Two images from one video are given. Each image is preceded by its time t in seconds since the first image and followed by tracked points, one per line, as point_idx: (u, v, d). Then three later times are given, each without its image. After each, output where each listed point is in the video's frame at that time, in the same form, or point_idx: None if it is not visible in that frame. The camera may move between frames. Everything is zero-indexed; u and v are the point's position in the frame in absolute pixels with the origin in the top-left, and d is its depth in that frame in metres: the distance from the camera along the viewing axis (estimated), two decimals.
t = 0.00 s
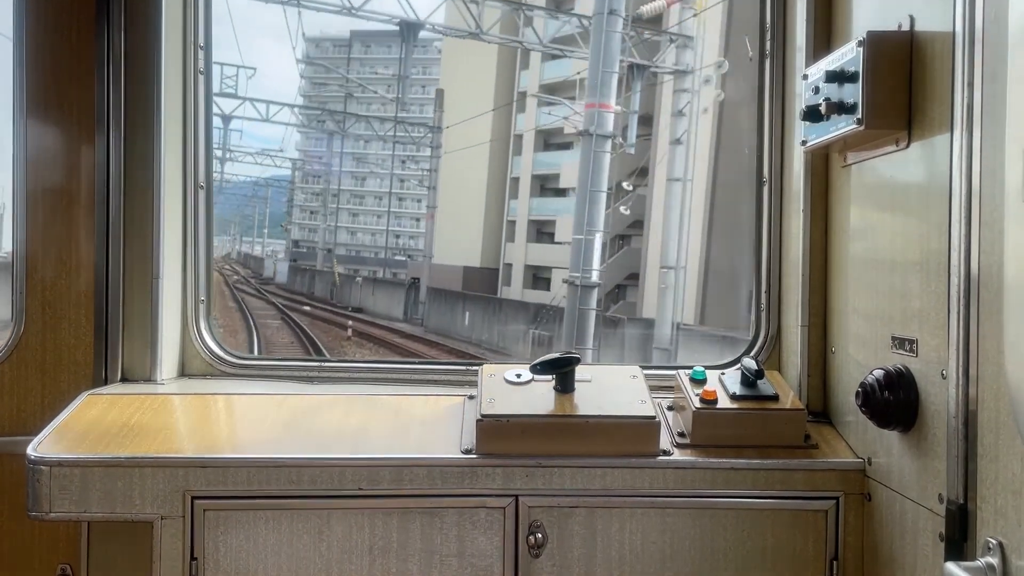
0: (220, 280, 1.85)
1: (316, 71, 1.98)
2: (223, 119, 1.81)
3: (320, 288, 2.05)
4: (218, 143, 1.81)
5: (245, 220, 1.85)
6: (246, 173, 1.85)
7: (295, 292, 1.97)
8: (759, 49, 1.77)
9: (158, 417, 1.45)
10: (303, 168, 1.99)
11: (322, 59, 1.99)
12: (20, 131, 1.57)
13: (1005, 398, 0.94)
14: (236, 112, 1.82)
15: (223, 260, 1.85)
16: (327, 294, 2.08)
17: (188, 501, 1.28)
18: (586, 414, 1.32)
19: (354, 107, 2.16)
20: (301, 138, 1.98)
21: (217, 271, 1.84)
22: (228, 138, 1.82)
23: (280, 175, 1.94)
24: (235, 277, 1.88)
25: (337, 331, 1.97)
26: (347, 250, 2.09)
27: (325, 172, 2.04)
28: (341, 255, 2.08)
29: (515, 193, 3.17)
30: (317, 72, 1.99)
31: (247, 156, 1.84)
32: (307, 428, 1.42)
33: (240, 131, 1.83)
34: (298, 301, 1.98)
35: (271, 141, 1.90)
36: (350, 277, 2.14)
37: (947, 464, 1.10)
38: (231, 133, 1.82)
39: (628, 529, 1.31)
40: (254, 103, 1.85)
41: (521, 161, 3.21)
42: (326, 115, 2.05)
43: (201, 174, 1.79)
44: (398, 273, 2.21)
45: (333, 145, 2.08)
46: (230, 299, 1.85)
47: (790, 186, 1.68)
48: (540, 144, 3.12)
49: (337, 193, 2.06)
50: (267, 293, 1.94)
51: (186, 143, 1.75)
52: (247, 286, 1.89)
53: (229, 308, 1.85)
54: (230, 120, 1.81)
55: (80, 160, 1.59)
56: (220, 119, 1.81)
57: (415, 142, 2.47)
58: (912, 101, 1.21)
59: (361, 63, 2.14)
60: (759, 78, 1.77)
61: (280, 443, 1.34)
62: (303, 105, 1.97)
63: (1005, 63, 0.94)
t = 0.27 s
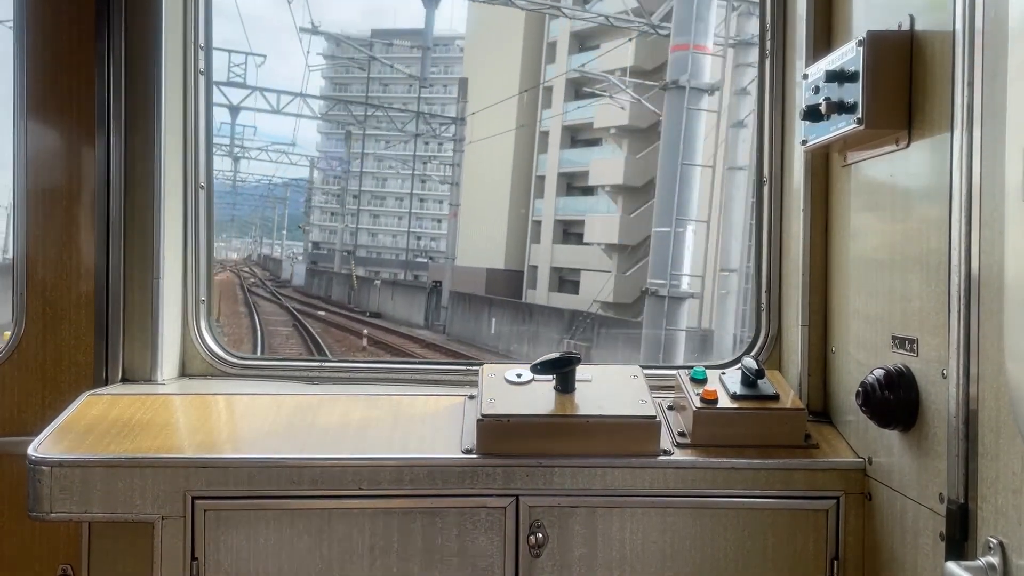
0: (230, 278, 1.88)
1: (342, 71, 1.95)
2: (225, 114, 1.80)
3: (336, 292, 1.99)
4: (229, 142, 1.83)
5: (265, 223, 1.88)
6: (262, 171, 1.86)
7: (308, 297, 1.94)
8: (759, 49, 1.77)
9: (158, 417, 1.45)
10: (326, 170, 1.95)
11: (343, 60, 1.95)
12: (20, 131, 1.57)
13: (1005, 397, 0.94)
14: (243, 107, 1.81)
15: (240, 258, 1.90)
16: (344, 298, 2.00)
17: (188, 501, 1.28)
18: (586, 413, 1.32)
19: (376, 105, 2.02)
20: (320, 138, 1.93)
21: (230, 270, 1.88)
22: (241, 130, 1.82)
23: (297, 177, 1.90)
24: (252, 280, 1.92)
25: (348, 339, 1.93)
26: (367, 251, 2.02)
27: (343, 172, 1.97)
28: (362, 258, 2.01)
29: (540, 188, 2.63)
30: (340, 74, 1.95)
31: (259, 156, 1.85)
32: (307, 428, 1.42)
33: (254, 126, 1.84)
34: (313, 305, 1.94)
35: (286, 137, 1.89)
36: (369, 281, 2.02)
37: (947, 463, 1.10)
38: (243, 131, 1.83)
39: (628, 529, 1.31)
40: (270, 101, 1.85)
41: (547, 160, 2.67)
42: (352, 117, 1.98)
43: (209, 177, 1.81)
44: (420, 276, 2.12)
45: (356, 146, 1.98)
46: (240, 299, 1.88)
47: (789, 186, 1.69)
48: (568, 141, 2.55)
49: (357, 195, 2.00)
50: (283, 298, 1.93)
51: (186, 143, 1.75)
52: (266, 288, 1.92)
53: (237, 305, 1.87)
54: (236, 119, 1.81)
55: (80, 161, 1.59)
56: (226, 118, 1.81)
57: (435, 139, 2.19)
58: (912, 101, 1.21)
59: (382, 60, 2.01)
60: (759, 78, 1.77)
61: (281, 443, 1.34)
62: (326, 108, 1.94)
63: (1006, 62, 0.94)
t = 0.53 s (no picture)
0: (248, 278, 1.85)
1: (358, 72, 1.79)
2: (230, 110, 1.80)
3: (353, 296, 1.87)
4: (239, 142, 1.81)
5: (285, 225, 1.81)
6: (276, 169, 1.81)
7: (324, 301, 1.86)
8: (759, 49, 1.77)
9: (158, 416, 1.45)
10: (348, 168, 1.82)
11: (364, 59, 1.79)
12: (20, 130, 1.57)
13: (1006, 398, 0.94)
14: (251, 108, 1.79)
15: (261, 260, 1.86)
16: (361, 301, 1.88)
17: (188, 500, 1.28)
18: (586, 413, 1.32)
19: (397, 99, 1.81)
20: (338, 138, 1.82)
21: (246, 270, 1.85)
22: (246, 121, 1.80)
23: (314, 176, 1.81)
24: (268, 283, 1.84)
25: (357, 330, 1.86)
26: (388, 254, 1.84)
27: (360, 172, 1.82)
28: (381, 261, 1.84)
29: (566, 186, 2.18)
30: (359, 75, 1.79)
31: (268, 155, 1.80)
32: (307, 427, 1.42)
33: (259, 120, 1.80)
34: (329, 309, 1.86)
35: (298, 136, 1.80)
36: (387, 284, 1.88)
37: (947, 464, 1.10)
38: (251, 131, 1.80)
39: (628, 529, 1.31)
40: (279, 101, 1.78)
41: (573, 156, 2.14)
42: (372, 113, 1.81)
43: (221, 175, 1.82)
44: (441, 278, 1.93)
45: (375, 145, 1.83)
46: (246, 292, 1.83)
47: (790, 186, 1.68)
48: (593, 136, 2.09)
49: (380, 197, 1.83)
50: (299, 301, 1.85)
51: (186, 141, 1.75)
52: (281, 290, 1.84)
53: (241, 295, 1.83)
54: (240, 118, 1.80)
55: (80, 160, 1.59)
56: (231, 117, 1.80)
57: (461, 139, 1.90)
58: (913, 101, 1.21)
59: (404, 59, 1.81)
60: (759, 78, 1.77)
61: (280, 442, 1.35)
62: (344, 105, 1.81)
63: (1006, 63, 0.94)
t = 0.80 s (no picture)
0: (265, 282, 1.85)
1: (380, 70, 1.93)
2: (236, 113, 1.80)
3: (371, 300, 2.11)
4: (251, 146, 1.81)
5: (306, 226, 1.85)
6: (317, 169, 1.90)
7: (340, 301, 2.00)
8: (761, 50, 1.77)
9: (159, 416, 1.45)
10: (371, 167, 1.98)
11: (384, 58, 1.92)
12: (21, 129, 1.57)
13: (1007, 399, 0.94)
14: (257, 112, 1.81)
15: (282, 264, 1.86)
16: (380, 305, 2.12)
17: (188, 499, 1.28)
18: (586, 413, 1.32)
19: (417, 100, 2.05)
20: (360, 139, 1.94)
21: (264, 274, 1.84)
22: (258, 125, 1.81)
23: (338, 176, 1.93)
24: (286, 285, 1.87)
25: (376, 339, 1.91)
26: (408, 255, 2.08)
27: (378, 173, 2.00)
28: (401, 262, 2.07)
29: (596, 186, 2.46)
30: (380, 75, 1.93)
31: (290, 159, 1.86)
32: (307, 427, 1.42)
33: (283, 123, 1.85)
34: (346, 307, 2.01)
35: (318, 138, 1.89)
36: (404, 290, 2.15)
37: (947, 465, 1.10)
38: (264, 134, 1.82)
39: (629, 530, 1.31)
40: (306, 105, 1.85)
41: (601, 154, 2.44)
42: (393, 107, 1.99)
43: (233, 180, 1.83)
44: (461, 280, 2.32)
45: (393, 145, 2.02)
46: (258, 298, 1.82)
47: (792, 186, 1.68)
48: (625, 131, 2.25)
49: (405, 199, 2.04)
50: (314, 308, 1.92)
51: (187, 141, 1.75)
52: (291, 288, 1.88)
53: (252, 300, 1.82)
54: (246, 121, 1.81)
55: (81, 161, 1.60)
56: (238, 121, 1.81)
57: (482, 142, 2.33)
58: (914, 102, 1.21)
59: (423, 58, 1.98)
60: (761, 80, 1.77)
61: (281, 442, 1.35)
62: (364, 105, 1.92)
63: (1007, 65, 0.94)
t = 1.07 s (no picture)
0: (282, 284, 1.81)
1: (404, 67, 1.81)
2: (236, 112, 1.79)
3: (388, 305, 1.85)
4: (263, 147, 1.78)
5: (325, 228, 1.80)
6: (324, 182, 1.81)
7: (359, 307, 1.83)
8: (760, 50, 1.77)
9: (159, 416, 1.45)
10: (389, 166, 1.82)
11: (406, 58, 1.79)
12: (21, 131, 1.57)
13: (1007, 399, 0.94)
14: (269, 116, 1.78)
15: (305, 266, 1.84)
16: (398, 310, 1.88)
17: (189, 500, 1.28)
18: (586, 413, 1.32)
19: (436, 98, 1.84)
20: (380, 138, 1.81)
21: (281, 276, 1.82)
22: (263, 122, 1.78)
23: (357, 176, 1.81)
24: (302, 288, 1.82)
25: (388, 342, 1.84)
26: (430, 257, 1.85)
27: (395, 170, 1.83)
28: (422, 264, 1.85)
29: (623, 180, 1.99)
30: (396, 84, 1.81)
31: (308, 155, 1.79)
32: (308, 428, 1.42)
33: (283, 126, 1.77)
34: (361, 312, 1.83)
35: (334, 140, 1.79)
36: (426, 292, 1.90)
37: (948, 464, 1.10)
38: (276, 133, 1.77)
39: (629, 530, 1.31)
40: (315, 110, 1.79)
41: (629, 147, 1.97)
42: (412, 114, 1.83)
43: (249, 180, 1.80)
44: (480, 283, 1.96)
45: (415, 144, 1.84)
46: (269, 302, 1.79)
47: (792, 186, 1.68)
48: (654, 125, 1.90)
49: (426, 198, 1.86)
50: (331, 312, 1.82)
51: (188, 142, 1.75)
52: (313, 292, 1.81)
53: (264, 303, 1.80)
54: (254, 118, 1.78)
55: (81, 161, 1.60)
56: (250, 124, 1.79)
57: (502, 141, 1.93)
58: (914, 102, 1.21)
59: (445, 54, 1.82)
60: (761, 80, 1.77)
61: (282, 442, 1.35)
62: (384, 106, 1.81)
63: (1006, 64, 0.94)
